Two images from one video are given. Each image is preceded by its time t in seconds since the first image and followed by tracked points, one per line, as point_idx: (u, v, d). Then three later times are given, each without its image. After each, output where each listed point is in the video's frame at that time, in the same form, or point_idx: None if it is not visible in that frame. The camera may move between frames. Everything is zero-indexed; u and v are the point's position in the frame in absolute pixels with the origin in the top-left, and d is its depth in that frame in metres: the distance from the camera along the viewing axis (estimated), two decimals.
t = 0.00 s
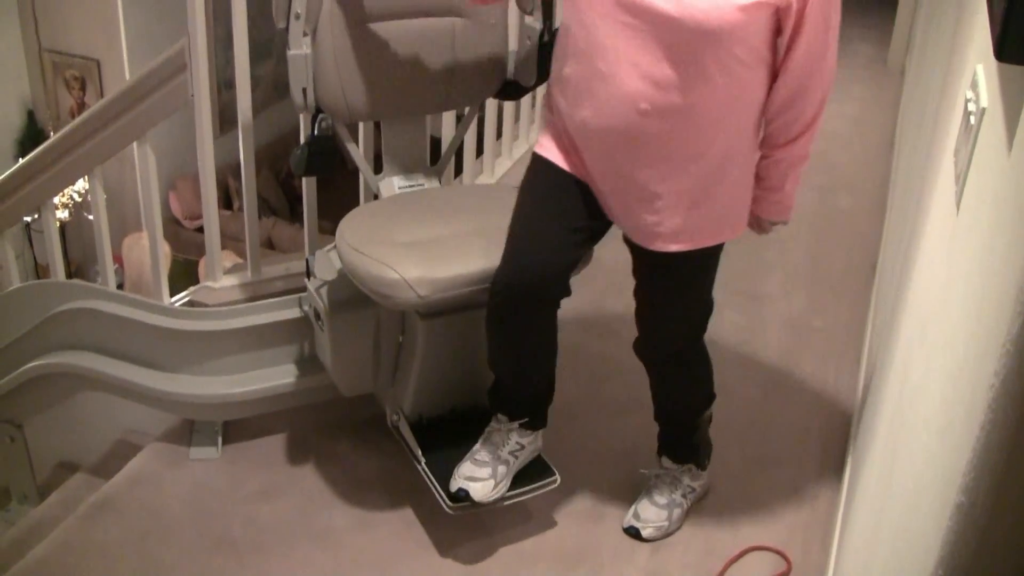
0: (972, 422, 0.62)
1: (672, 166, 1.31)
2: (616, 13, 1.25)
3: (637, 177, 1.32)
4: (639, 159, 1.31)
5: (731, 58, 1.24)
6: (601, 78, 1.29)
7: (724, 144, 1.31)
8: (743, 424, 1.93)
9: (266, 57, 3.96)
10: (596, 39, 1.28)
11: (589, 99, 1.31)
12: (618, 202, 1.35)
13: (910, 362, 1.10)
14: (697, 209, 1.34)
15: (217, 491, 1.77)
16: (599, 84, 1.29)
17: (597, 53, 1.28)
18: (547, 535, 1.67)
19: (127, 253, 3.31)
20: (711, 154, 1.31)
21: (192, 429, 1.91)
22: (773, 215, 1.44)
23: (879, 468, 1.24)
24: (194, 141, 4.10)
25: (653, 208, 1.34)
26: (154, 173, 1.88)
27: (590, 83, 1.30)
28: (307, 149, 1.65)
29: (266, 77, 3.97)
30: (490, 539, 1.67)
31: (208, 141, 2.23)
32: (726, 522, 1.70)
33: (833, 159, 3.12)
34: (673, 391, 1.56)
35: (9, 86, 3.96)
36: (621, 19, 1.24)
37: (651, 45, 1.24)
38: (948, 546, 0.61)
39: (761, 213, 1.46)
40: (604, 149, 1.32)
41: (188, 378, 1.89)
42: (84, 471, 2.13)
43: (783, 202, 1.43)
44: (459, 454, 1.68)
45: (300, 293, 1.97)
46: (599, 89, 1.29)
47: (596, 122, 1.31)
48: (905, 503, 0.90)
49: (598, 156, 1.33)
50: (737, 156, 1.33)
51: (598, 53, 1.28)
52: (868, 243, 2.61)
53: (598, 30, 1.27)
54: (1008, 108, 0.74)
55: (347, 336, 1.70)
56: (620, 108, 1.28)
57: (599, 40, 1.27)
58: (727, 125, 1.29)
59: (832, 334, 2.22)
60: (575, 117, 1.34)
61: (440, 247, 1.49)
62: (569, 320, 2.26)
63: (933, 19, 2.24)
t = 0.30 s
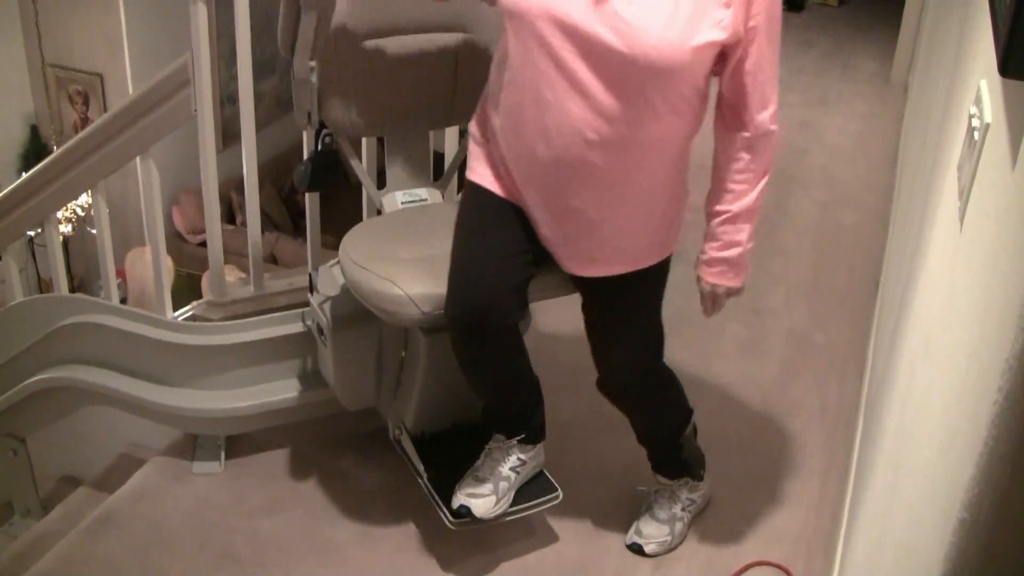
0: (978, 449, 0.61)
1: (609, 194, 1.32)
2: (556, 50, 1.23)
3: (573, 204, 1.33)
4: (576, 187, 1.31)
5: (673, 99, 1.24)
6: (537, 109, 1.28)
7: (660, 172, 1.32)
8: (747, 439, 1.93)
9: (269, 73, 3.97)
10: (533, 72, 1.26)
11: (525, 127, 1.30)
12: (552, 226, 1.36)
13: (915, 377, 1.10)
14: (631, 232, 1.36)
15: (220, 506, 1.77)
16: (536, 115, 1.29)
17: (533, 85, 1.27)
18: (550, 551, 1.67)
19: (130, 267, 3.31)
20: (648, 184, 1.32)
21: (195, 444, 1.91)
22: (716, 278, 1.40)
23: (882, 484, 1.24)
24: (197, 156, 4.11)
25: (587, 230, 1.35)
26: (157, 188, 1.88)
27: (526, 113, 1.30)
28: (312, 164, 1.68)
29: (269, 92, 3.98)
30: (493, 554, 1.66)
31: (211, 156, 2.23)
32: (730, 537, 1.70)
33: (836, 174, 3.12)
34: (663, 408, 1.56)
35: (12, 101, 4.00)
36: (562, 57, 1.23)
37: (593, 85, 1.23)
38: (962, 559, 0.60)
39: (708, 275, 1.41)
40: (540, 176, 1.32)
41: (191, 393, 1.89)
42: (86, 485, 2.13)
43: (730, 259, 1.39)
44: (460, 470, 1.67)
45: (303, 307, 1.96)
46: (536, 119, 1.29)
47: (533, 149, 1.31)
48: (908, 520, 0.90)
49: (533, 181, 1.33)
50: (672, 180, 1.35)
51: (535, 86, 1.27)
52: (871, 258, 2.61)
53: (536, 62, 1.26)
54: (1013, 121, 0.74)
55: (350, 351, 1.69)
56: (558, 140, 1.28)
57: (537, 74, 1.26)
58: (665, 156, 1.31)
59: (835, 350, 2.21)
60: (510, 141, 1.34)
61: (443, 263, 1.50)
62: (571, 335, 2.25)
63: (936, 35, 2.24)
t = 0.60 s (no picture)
0: (979, 451, 0.62)
1: (568, 200, 1.42)
2: (513, 72, 1.33)
3: (538, 216, 1.43)
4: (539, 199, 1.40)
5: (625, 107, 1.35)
6: (498, 129, 1.37)
7: (611, 176, 1.42)
8: (750, 442, 1.93)
9: (272, 76, 3.97)
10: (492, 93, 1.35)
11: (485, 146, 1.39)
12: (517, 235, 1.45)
13: (917, 381, 1.10)
14: (593, 235, 1.47)
15: (223, 508, 1.77)
16: (497, 134, 1.37)
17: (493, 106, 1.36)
18: (553, 554, 1.67)
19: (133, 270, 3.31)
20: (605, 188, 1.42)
21: (197, 447, 1.91)
22: (681, 251, 1.32)
23: (885, 487, 1.24)
24: (200, 159, 4.11)
25: (548, 234, 1.45)
26: (159, 192, 1.88)
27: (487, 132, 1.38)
28: (314, 168, 1.66)
29: (272, 95, 3.98)
30: (496, 557, 1.66)
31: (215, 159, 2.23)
32: (734, 541, 1.70)
33: (838, 178, 3.12)
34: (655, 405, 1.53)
35: (14, 104, 4.02)
36: (522, 79, 1.33)
37: (554, 105, 1.33)
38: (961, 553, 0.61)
39: (671, 252, 1.33)
40: (503, 189, 1.41)
41: (194, 395, 1.89)
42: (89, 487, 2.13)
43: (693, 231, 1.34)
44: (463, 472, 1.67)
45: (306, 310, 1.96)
46: (497, 138, 1.38)
47: (495, 167, 1.40)
48: (910, 524, 0.90)
49: (498, 195, 1.42)
50: (620, 181, 1.46)
51: (495, 107, 1.36)
52: (874, 262, 2.61)
53: (493, 86, 1.35)
54: (1015, 123, 0.74)
55: (354, 356, 1.69)
56: (520, 157, 1.37)
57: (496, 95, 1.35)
58: (618, 162, 1.41)
59: (839, 354, 2.21)
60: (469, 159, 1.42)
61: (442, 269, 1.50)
62: (574, 338, 2.25)
63: (939, 39, 2.24)
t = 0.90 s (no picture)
0: (980, 446, 0.62)
1: (566, 183, 1.48)
2: (506, 75, 1.42)
3: (540, 205, 1.48)
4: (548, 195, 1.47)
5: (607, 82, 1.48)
6: (499, 136, 1.44)
7: (597, 158, 1.51)
8: (751, 444, 1.93)
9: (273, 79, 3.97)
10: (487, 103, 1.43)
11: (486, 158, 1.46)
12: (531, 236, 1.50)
13: (919, 381, 1.10)
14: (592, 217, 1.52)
15: (224, 510, 1.77)
16: (499, 142, 1.44)
17: (490, 115, 1.44)
18: (554, 557, 1.67)
19: (134, 273, 3.31)
20: (600, 169, 1.52)
21: (199, 449, 1.91)
22: (696, 132, 1.43)
23: (886, 489, 1.24)
24: (202, 161, 4.11)
25: (558, 231, 1.51)
26: (160, 195, 1.88)
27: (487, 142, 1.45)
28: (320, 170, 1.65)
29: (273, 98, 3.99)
30: (498, 560, 1.66)
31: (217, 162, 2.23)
32: (736, 543, 1.70)
33: (839, 180, 3.12)
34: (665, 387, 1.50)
35: (14, 106, 4.04)
36: (517, 77, 1.42)
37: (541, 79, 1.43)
38: (963, 553, 0.61)
39: (687, 140, 1.42)
40: (512, 196, 1.47)
41: (196, 398, 1.89)
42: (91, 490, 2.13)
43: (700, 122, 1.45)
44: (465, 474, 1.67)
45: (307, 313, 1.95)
46: (500, 145, 1.44)
47: (500, 177, 1.45)
48: (911, 525, 0.90)
49: (506, 203, 1.48)
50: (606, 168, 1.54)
51: (492, 115, 1.44)
52: (876, 265, 2.61)
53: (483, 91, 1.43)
54: (1014, 126, 0.75)
55: (357, 359, 1.69)
56: (526, 155, 1.45)
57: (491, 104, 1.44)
58: (605, 141, 1.52)
59: (840, 357, 2.21)
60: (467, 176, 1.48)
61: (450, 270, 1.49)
62: (575, 341, 2.25)
63: (940, 41, 2.24)
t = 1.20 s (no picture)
0: (980, 453, 0.62)
1: (566, 182, 1.48)
2: (498, 77, 1.43)
3: (541, 205, 1.47)
4: (552, 195, 1.47)
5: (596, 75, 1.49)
6: (497, 139, 1.45)
7: (594, 155, 1.51)
8: (751, 448, 1.93)
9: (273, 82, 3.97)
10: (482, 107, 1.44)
11: (486, 163, 1.46)
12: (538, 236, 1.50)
13: (919, 384, 1.10)
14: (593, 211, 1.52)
15: (224, 514, 1.77)
16: (498, 145, 1.45)
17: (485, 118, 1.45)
18: (554, 560, 1.67)
19: (134, 276, 3.32)
20: (600, 163, 1.53)
21: (199, 452, 1.91)
22: None
23: (886, 492, 1.24)
24: (202, 163, 4.11)
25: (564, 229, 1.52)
26: (161, 199, 1.88)
27: (485, 146, 1.45)
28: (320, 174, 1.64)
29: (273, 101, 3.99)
30: (498, 564, 1.66)
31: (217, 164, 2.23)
32: (736, 546, 1.70)
33: (839, 183, 3.12)
34: (619, 364, 1.49)
35: (15, 109, 4.04)
36: (510, 74, 1.43)
37: (532, 76, 1.44)
38: (964, 557, 0.61)
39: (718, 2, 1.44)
40: (516, 199, 1.47)
41: (196, 401, 1.89)
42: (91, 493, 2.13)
43: None
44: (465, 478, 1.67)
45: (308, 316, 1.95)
46: (499, 149, 1.45)
47: (502, 181, 1.46)
48: (912, 529, 0.90)
49: (510, 207, 1.48)
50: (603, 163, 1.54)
51: (488, 118, 1.44)
52: (875, 267, 2.61)
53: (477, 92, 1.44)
54: (1014, 131, 0.75)
55: (357, 362, 1.69)
56: (526, 156, 1.45)
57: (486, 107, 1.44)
58: (600, 135, 1.52)
59: (839, 360, 2.21)
60: (468, 183, 1.48)
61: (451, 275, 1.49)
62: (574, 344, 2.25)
63: (941, 45, 2.24)
